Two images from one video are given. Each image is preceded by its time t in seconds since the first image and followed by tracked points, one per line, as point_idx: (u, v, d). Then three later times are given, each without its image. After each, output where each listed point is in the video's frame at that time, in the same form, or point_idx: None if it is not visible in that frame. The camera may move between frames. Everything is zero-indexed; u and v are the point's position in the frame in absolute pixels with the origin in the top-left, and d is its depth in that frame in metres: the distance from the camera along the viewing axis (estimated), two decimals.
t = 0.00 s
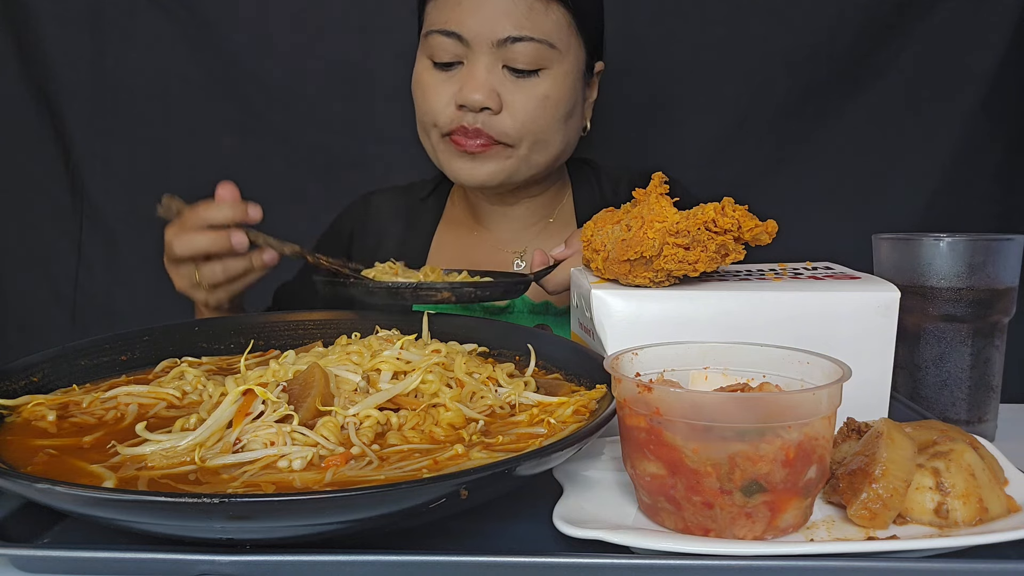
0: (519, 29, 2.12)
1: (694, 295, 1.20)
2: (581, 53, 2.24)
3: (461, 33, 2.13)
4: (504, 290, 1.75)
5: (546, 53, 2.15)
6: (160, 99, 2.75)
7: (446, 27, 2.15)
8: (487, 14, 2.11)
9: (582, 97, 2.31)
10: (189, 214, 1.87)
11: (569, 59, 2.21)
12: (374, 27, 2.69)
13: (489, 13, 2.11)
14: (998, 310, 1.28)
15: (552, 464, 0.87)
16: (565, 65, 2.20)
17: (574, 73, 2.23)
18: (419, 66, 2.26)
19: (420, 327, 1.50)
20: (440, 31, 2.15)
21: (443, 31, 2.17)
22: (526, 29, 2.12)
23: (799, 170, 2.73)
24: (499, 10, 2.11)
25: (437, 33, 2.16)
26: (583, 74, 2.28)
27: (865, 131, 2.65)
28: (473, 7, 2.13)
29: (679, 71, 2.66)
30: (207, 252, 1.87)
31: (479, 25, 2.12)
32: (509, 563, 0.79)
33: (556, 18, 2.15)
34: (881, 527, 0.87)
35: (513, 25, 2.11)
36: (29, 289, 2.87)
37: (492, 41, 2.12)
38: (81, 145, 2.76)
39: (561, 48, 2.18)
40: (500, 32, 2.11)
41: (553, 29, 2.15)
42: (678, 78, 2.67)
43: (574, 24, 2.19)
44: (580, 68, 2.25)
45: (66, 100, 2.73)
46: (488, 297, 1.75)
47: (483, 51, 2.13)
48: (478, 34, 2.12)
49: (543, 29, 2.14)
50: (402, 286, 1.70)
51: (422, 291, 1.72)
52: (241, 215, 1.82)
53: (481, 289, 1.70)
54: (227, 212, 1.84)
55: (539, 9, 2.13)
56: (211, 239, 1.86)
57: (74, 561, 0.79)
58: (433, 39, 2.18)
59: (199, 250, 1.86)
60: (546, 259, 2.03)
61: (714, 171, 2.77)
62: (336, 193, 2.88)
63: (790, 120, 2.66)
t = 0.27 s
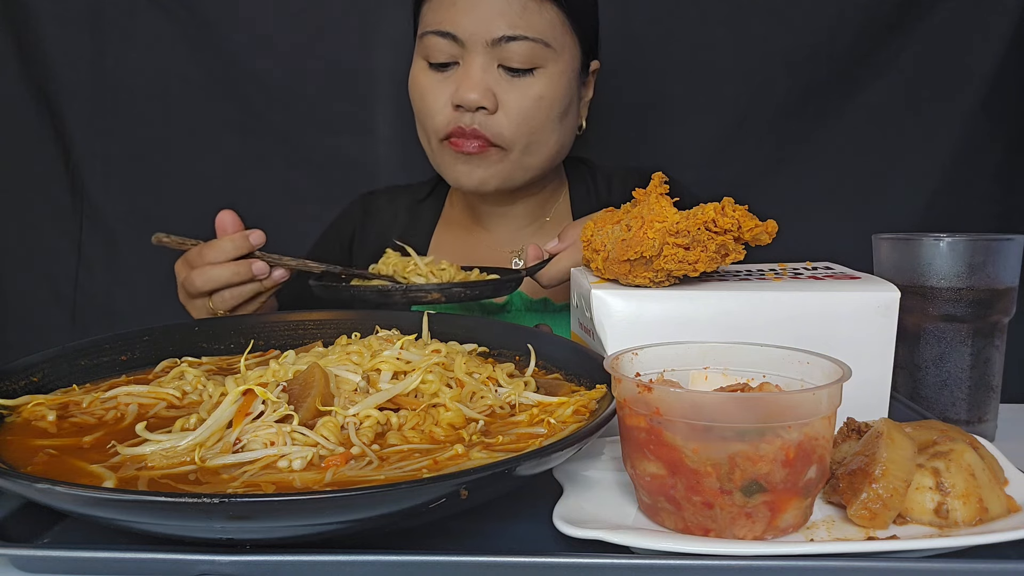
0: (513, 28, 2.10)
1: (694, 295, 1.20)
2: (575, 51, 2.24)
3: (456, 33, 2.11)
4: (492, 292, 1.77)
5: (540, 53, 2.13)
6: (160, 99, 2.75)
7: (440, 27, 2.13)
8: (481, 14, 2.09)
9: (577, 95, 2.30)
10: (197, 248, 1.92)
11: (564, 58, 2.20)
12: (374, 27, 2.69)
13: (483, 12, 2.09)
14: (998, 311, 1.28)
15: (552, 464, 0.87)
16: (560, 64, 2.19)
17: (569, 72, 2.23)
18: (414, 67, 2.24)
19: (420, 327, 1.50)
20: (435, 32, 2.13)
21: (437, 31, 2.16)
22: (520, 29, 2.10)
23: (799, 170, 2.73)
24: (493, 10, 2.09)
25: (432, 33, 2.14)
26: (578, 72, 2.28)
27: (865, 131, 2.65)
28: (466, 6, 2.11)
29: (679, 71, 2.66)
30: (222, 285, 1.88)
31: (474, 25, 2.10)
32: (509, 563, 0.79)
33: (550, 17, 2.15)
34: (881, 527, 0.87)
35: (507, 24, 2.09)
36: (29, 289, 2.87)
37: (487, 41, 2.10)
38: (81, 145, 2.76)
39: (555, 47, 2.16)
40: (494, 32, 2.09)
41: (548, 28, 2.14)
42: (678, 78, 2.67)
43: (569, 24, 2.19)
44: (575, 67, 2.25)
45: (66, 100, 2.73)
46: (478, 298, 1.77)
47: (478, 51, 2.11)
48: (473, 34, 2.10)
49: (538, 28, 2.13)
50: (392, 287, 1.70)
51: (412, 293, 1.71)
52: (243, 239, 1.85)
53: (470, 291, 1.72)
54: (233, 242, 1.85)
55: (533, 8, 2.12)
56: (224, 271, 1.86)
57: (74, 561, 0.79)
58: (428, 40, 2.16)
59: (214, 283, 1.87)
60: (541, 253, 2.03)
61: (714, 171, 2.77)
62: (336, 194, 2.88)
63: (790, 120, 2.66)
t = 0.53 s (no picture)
0: (514, 28, 2.10)
1: (694, 295, 1.20)
2: (577, 50, 2.24)
3: (457, 33, 2.12)
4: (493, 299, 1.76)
5: (542, 52, 2.14)
6: (160, 99, 2.75)
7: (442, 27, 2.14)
8: (483, 14, 2.10)
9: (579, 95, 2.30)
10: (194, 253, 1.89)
11: (566, 57, 2.20)
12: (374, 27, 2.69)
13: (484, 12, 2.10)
14: (998, 310, 1.28)
15: (552, 464, 0.87)
16: (562, 63, 2.19)
17: (571, 71, 2.23)
18: (417, 68, 2.25)
19: (420, 327, 1.50)
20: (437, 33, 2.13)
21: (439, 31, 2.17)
22: (521, 28, 2.11)
23: (799, 170, 2.73)
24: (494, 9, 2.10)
25: (434, 33, 2.15)
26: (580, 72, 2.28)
27: (865, 131, 2.65)
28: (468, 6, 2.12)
29: (679, 71, 2.67)
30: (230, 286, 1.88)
31: (475, 25, 2.10)
32: (509, 563, 0.79)
33: (552, 17, 2.15)
34: (881, 527, 0.87)
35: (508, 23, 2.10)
36: (29, 289, 2.87)
37: (488, 41, 2.10)
38: (81, 145, 2.76)
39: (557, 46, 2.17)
40: (496, 32, 2.09)
41: (549, 28, 2.15)
42: (678, 78, 2.67)
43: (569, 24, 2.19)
44: (576, 66, 2.25)
45: (66, 100, 2.73)
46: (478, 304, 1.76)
47: (480, 50, 2.12)
48: (474, 34, 2.10)
49: (539, 28, 2.13)
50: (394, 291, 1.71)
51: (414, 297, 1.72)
52: (238, 238, 1.84)
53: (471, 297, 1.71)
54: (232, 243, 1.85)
55: (534, 7, 2.12)
56: (228, 271, 1.86)
57: (74, 561, 0.79)
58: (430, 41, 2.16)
59: (222, 284, 1.87)
60: (547, 258, 2.10)
61: (714, 171, 2.77)
62: (336, 194, 2.88)
63: (790, 120, 2.66)
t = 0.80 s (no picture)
0: (519, 30, 2.10)
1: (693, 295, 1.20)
2: (583, 55, 2.24)
3: (462, 35, 2.12)
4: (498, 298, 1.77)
5: (546, 55, 2.13)
6: (160, 99, 2.75)
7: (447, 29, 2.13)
8: (488, 16, 2.10)
9: (584, 99, 2.30)
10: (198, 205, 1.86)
11: (571, 61, 2.20)
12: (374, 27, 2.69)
13: (491, 14, 2.10)
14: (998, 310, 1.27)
15: (552, 464, 0.87)
16: (567, 67, 2.19)
17: (575, 75, 2.23)
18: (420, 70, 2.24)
19: (420, 327, 1.50)
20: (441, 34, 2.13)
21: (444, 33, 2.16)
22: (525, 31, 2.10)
23: (799, 170, 2.73)
24: (500, 11, 2.09)
25: (438, 34, 2.14)
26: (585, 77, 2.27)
27: (865, 131, 2.65)
28: (474, 8, 2.12)
29: (679, 71, 2.67)
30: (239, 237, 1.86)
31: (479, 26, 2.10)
32: (509, 564, 0.79)
33: (557, 20, 2.15)
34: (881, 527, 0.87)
35: (514, 25, 2.09)
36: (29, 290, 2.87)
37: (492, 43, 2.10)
38: (81, 145, 2.76)
39: (562, 50, 2.17)
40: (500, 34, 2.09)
41: (553, 31, 2.14)
42: (678, 78, 2.67)
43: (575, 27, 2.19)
44: (581, 70, 2.24)
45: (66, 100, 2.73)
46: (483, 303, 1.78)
47: (484, 53, 2.11)
48: (479, 36, 2.10)
49: (543, 31, 2.12)
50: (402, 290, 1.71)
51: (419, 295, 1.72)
52: (245, 189, 1.81)
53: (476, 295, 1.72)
54: (239, 194, 1.82)
55: (541, 11, 2.12)
56: (237, 223, 1.83)
57: (74, 561, 0.79)
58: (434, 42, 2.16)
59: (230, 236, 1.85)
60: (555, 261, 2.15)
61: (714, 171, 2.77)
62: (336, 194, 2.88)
63: (790, 120, 2.66)
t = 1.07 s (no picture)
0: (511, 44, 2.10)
1: (694, 295, 1.20)
2: (579, 71, 2.23)
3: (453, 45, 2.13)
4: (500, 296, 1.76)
5: (537, 69, 2.13)
6: (160, 99, 2.75)
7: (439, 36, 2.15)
8: (481, 27, 2.10)
9: (577, 115, 2.29)
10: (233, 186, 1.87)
11: (563, 76, 2.19)
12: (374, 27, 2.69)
13: (482, 24, 2.10)
14: (998, 310, 1.27)
15: (552, 464, 0.87)
16: (558, 82, 2.19)
17: (567, 91, 2.22)
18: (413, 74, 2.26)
19: (420, 327, 1.50)
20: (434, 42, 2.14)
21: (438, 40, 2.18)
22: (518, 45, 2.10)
23: (799, 170, 2.73)
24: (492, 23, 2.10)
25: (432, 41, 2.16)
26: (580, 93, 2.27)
27: (865, 131, 2.65)
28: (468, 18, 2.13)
29: (679, 71, 2.67)
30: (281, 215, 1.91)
31: (471, 38, 2.11)
32: (509, 563, 0.79)
33: (552, 35, 2.14)
34: (881, 527, 0.87)
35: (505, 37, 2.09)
36: (29, 290, 2.87)
37: (483, 55, 2.11)
38: (81, 145, 2.76)
39: (554, 64, 2.16)
40: (492, 47, 2.09)
41: (546, 46, 2.13)
42: (678, 78, 2.67)
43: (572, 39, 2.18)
44: (575, 87, 2.24)
45: (66, 100, 2.72)
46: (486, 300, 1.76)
47: (474, 63, 2.12)
48: (469, 46, 2.11)
49: (537, 46, 2.12)
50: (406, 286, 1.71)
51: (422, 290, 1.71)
52: (283, 166, 1.87)
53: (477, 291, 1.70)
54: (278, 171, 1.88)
55: (533, 23, 2.12)
56: (281, 200, 1.89)
57: (74, 561, 0.80)
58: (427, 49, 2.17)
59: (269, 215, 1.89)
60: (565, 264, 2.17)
61: (714, 171, 2.77)
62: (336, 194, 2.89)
63: (790, 120, 2.66)
